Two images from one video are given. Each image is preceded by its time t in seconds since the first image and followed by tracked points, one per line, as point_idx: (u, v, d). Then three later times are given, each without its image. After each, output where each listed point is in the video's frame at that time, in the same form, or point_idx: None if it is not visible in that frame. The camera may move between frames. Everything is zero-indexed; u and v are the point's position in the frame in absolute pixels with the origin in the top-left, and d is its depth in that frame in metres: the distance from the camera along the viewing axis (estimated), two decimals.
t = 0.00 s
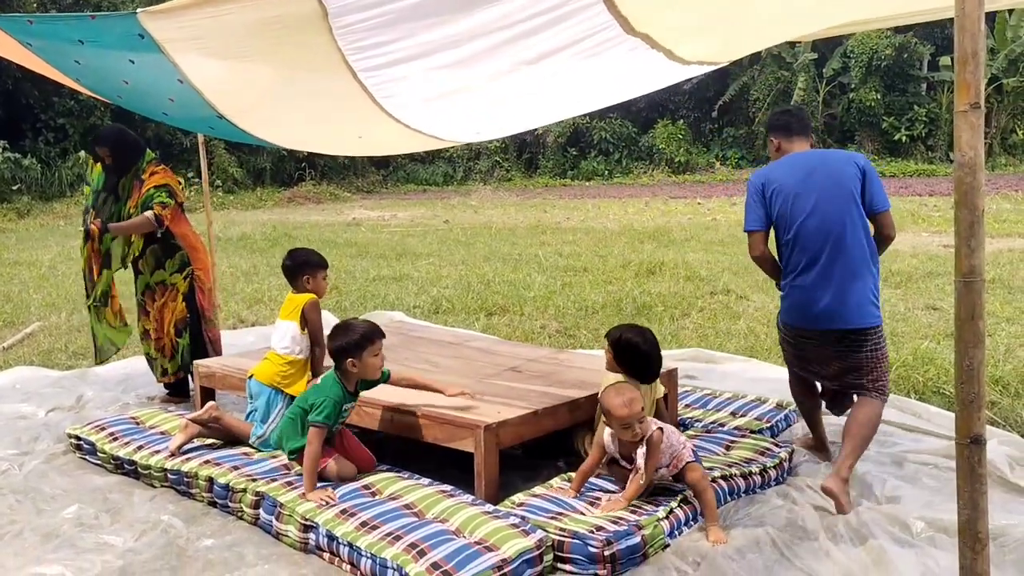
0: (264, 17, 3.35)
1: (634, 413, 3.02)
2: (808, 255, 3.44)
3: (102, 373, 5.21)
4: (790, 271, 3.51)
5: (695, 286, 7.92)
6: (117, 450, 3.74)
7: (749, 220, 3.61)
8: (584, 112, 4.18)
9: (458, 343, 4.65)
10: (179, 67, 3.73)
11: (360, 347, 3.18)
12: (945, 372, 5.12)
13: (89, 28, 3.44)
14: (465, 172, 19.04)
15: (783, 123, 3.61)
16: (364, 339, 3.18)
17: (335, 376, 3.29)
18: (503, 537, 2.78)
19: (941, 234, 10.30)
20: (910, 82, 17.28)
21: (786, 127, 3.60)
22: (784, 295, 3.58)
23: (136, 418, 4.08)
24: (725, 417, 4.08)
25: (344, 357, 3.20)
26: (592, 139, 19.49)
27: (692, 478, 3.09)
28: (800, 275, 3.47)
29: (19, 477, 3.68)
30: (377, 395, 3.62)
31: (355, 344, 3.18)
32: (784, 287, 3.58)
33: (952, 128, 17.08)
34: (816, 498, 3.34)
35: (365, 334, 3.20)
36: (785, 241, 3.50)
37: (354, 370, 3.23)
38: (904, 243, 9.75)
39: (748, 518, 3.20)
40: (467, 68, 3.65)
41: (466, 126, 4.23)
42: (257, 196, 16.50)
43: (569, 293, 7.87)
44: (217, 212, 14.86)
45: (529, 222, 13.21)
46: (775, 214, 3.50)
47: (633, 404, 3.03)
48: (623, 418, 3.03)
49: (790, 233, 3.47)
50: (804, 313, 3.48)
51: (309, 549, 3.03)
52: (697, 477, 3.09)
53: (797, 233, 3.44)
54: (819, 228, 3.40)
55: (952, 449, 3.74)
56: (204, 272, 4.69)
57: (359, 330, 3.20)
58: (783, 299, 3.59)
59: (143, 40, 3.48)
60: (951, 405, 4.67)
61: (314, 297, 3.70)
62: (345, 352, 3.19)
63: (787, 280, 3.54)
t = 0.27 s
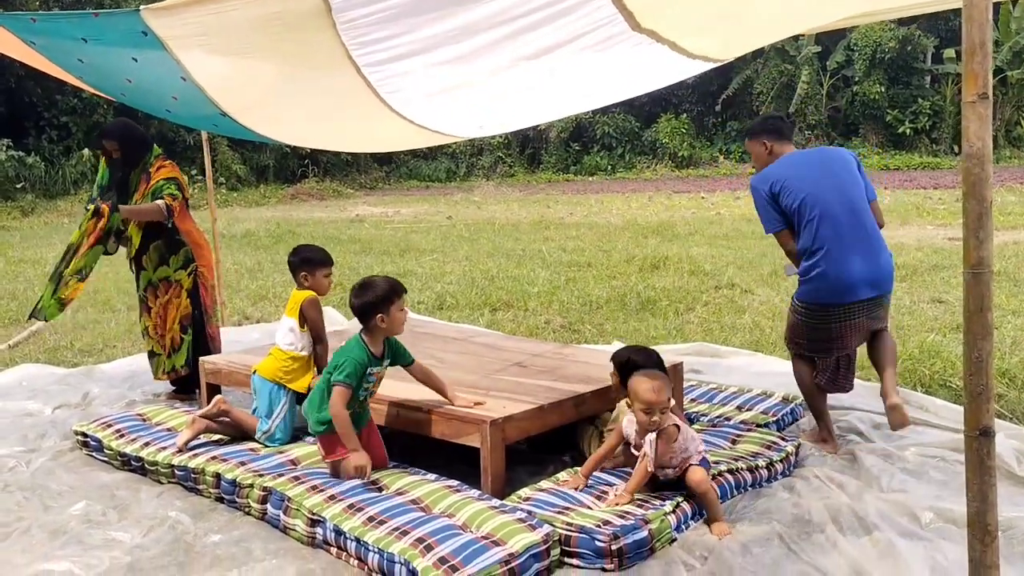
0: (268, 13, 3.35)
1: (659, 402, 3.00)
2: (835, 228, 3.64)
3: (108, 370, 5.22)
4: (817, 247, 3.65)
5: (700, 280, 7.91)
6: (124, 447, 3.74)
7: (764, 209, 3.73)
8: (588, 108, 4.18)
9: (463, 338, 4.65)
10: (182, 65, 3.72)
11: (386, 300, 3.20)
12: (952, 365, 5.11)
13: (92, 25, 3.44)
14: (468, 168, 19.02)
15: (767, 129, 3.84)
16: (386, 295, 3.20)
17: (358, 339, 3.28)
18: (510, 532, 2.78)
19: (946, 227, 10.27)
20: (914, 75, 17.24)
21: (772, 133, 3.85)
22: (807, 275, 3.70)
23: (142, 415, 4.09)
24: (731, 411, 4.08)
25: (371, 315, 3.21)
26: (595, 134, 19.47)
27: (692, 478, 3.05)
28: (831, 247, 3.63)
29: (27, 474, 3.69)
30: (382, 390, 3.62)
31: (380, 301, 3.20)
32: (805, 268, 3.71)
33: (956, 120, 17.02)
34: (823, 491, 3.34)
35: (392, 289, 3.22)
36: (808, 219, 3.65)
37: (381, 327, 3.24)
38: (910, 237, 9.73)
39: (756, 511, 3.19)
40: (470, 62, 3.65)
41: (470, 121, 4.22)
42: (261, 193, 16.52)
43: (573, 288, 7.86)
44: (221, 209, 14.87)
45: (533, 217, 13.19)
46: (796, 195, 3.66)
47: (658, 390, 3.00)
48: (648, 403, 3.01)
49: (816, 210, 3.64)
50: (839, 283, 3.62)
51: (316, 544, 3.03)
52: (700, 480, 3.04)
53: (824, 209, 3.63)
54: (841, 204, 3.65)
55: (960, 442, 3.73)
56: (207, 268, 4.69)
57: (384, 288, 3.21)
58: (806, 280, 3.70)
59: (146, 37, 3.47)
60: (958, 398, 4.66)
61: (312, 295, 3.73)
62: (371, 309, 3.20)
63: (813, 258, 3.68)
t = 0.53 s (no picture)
0: (277, 11, 3.35)
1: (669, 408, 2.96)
2: (886, 208, 3.69)
3: (120, 368, 5.24)
4: (871, 228, 3.69)
5: (709, 275, 7.90)
6: (137, 445, 3.76)
7: (810, 195, 3.70)
8: (596, 105, 4.17)
9: (473, 335, 4.65)
10: (191, 64, 3.73)
11: (426, 284, 3.21)
12: (963, 358, 5.09)
13: (101, 25, 3.45)
14: (475, 163, 19.01)
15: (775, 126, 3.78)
16: (426, 279, 3.21)
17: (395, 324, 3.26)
18: (522, 528, 2.78)
19: (956, 219, 10.22)
20: (922, 67, 17.18)
21: (776, 133, 3.78)
22: (862, 258, 3.70)
23: (154, 413, 4.11)
24: (742, 406, 4.07)
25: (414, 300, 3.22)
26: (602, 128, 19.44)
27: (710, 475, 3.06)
28: (887, 225, 3.68)
29: (41, 473, 3.71)
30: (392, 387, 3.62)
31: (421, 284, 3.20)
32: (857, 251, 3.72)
33: (966, 112, 16.92)
34: (836, 486, 3.34)
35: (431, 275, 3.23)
36: (859, 203, 3.69)
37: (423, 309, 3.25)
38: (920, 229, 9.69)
39: (768, 506, 3.18)
40: (478, 58, 3.64)
41: (478, 118, 4.22)
42: (269, 190, 16.54)
43: (581, 283, 7.85)
44: (229, 207, 14.90)
45: (540, 213, 13.18)
46: (846, 178, 3.69)
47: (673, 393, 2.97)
48: (658, 409, 2.99)
49: (866, 191, 3.69)
50: (900, 259, 3.67)
51: (329, 540, 3.04)
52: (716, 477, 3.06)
53: (874, 190, 3.69)
54: (886, 186, 3.73)
55: (972, 436, 3.71)
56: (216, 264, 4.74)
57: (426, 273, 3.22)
58: (862, 262, 3.69)
59: (155, 36, 3.48)
60: (970, 391, 4.64)
61: (316, 294, 3.73)
62: (415, 292, 3.21)
63: (866, 240, 3.71)
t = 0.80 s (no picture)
0: (284, 12, 3.36)
1: (672, 388, 2.98)
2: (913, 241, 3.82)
3: (130, 369, 5.26)
4: (904, 257, 3.80)
5: (717, 272, 7.88)
6: (148, 445, 3.77)
7: (845, 232, 3.75)
8: (603, 104, 4.17)
9: (481, 334, 4.65)
10: (199, 66, 3.74)
11: (477, 285, 3.20)
12: (974, 355, 5.07)
13: (111, 28, 3.46)
14: (482, 161, 19.01)
15: (792, 169, 3.78)
16: (478, 280, 3.20)
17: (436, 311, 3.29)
18: (531, 528, 2.78)
19: (966, 215, 10.18)
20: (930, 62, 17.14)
21: (792, 176, 3.77)
22: (901, 286, 3.78)
23: (164, 413, 4.12)
24: (752, 405, 4.07)
25: (461, 296, 3.21)
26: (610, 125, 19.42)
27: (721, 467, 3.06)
28: (918, 253, 3.81)
29: (53, 473, 3.73)
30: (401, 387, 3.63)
31: (474, 284, 3.20)
32: (894, 280, 3.80)
33: (975, 107, 16.83)
34: (846, 484, 3.33)
35: (480, 275, 3.20)
36: (888, 236, 3.81)
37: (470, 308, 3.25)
38: (929, 225, 9.65)
39: (778, 505, 3.18)
40: (486, 58, 3.65)
41: (486, 118, 4.22)
42: (276, 190, 16.58)
43: (589, 282, 7.84)
44: (237, 207, 14.95)
45: (547, 210, 13.17)
46: (874, 214, 3.80)
47: (677, 372, 2.99)
48: (661, 390, 3.01)
49: (893, 225, 3.81)
50: (938, 287, 3.79)
51: (339, 540, 3.05)
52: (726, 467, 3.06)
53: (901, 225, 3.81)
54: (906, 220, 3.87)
55: (983, 434, 3.70)
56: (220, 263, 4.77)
57: (474, 270, 3.20)
58: (903, 290, 3.77)
59: (164, 38, 3.49)
60: (981, 388, 4.62)
61: (324, 295, 3.74)
62: (462, 289, 3.20)
63: (901, 269, 3.80)
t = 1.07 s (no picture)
0: (289, 12, 3.36)
1: (689, 374, 2.95)
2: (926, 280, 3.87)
3: (137, 368, 5.28)
4: (916, 289, 3.85)
5: (723, 271, 7.87)
6: (154, 444, 3.79)
7: (862, 261, 3.77)
8: (607, 102, 4.17)
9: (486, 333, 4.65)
10: (205, 65, 3.75)
11: (497, 285, 3.19)
12: (981, 353, 5.06)
13: (116, 27, 3.47)
14: (487, 160, 19.01)
15: (809, 197, 3.78)
16: (497, 280, 3.18)
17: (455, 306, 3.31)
18: (537, 527, 2.79)
19: (973, 212, 10.15)
20: (937, 60, 17.09)
21: (810, 205, 3.78)
22: (912, 317, 3.82)
23: (171, 412, 4.14)
24: (757, 403, 4.07)
25: (479, 295, 3.21)
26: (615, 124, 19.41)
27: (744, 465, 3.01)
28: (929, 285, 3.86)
29: (60, 473, 3.74)
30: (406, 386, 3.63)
31: (495, 284, 3.19)
32: (906, 310, 3.84)
33: (981, 105, 16.75)
34: (851, 482, 3.33)
35: (500, 275, 3.19)
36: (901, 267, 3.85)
37: (488, 309, 3.23)
38: (935, 223, 9.63)
39: (784, 504, 3.17)
40: (489, 58, 3.66)
41: (490, 116, 4.23)
42: (282, 189, 16.62)
43: (594, 281, 7.83)
44: (243, 206, 14.99)
45: (552, 209, 13.17)
46: (889, 247, 3.83)
47: (689, 361, 2.95)
48: (675, 377, 2.96)
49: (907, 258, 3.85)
50: (945, 325, 3.85)
51: (345, 538, 3.05)
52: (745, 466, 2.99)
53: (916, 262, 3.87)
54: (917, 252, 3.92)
55: (990, 432, 3.70)
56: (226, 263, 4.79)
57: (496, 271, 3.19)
58: (914, 321, 3.82)
59: (170, 38, 3.50)
60: (988, 386, 4.61)
61: (330, 294, 3.75)
62: (479, 288, 3.20)
63: (913, 300, 3.85)
